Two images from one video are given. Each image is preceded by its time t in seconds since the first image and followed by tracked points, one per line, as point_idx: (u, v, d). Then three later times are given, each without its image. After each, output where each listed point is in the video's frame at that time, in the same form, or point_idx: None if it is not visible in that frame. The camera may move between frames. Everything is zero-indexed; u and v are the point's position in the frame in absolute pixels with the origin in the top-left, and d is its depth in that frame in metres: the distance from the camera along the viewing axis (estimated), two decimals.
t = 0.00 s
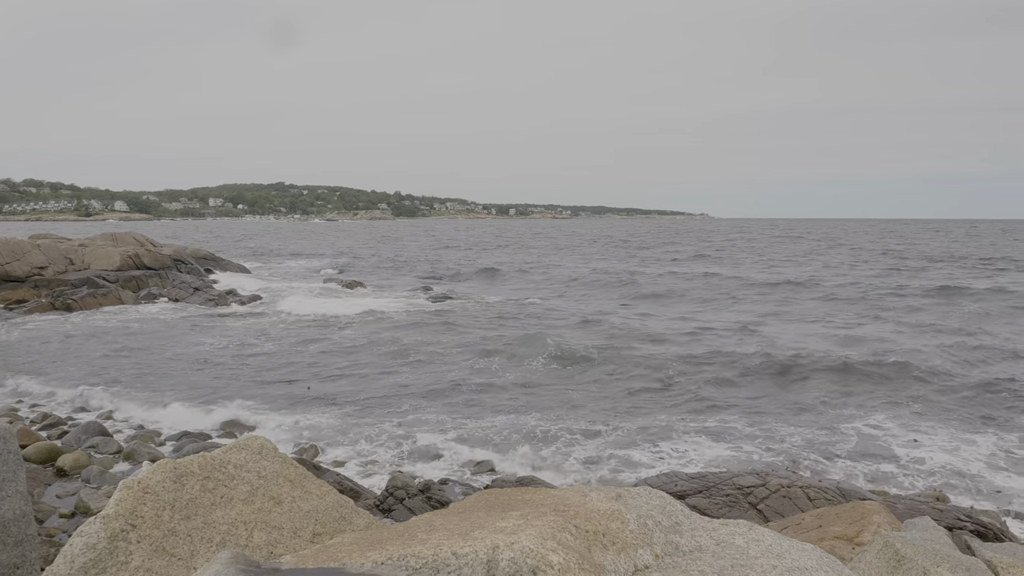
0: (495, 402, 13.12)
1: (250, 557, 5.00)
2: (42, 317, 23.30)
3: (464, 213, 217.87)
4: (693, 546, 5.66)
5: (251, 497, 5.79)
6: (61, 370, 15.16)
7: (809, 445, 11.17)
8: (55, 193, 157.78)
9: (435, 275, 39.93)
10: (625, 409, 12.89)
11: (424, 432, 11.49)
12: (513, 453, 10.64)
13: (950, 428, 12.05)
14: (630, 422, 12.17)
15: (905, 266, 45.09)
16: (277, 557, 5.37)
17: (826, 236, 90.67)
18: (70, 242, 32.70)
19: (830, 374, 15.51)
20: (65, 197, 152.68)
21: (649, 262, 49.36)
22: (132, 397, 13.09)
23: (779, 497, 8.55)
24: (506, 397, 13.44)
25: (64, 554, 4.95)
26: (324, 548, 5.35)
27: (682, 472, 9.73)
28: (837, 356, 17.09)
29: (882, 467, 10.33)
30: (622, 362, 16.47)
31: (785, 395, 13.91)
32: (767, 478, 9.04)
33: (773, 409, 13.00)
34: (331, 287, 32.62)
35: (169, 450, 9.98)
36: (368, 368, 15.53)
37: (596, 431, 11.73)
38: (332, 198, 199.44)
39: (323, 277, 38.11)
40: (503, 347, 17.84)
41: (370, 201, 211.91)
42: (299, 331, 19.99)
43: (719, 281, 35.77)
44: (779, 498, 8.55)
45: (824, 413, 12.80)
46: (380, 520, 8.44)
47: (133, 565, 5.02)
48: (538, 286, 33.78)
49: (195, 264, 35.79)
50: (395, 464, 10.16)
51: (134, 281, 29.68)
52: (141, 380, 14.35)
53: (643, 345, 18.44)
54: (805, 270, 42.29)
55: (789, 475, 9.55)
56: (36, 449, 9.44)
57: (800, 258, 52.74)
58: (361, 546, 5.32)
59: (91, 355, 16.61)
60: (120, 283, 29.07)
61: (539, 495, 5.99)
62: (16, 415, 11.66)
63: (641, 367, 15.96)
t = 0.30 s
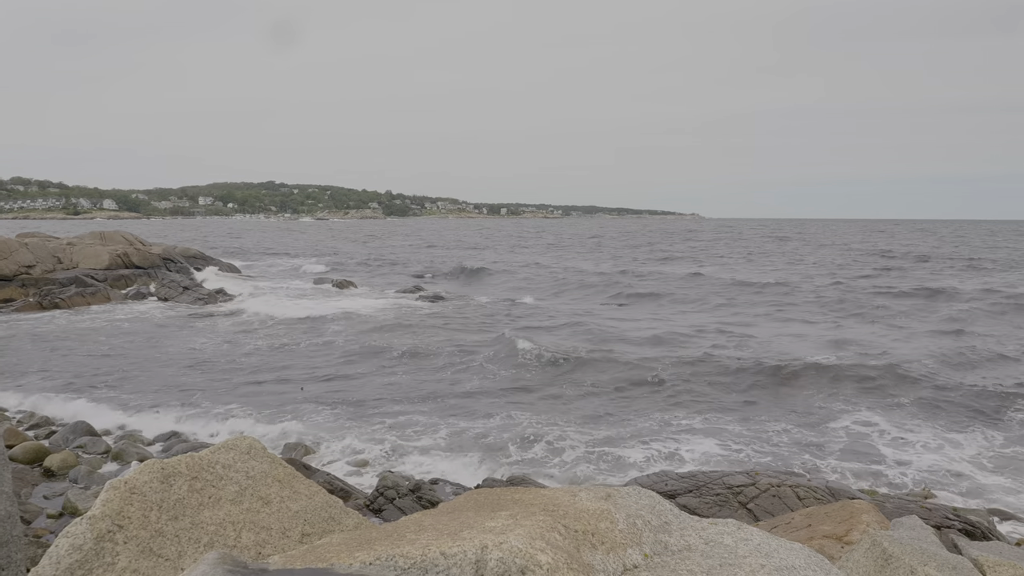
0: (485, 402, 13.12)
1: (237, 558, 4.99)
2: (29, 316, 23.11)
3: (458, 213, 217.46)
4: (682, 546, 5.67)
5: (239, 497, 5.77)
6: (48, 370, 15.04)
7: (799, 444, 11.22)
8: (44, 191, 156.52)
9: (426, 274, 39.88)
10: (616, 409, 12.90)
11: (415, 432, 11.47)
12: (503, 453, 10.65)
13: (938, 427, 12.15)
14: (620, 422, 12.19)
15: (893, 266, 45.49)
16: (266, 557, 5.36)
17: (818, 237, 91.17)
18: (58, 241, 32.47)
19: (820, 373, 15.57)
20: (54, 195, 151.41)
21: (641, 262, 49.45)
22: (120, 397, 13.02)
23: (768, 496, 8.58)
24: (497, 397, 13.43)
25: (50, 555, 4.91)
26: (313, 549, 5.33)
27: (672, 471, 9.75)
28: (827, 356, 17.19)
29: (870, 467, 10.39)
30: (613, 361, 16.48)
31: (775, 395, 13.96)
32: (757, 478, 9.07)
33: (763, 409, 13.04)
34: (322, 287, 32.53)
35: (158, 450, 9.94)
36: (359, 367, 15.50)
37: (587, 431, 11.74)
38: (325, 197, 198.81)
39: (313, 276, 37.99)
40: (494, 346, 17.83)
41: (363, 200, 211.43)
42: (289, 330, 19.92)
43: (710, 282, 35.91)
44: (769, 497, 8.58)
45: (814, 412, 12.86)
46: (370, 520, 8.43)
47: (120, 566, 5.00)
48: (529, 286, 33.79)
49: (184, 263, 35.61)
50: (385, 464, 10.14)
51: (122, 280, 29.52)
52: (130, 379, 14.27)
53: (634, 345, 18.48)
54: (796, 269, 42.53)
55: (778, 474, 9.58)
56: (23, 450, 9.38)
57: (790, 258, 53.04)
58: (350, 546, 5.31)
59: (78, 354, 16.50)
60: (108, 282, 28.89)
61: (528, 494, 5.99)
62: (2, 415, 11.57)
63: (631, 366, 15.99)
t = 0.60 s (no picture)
0: (476, 402, 13.12)
1: (223, 558, 4.96)
2: (14, 316, 22.93)
3: (451, 212, 217.35)
4: (669, 544, 5.69)
5: (226, 498, 5.74)
6: (33, 371, 14.93)
7: (787, 443, 11.28)
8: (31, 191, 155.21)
9: (417, 274, 39.83)
10: (605, 409, 12.93)
11: (404, 432, 11.47)
12: (492, 453, 10.66)
13: (925, 426, 12.26)
14: (610, 422, 12.22)
15: (882, 266, 45.84)
16: (252, 558, 5.33)
17: (809, 237, 91.53)
18: (44, 240, 32.26)
19: (809, 371, 15.66)
20: (41, 194, 150.09)
21: (632, 262, 49.53)
22: (107, 398, 12.95)
23: (756, 495, 8.62)
24: (486, 397, 13.44)
25: (33, 558, 4.87)
26: (299, 549, 5.32)
27: (661, 471, 9.77)
28: (815, 355, 17.31)
29: (858, 466, 10.45)
30: (603, 360, 16.51)
31: (765, 394, 14.03)
32: (745, 477, 9.11)
33: (753, 408, 13.11)
34: (313, 286, 32.41)
35: (144, 451, 9.88)
36: (348, 367, 15.47)
37: (576, 431, 11.75)
38: (317, 197, 198.13)
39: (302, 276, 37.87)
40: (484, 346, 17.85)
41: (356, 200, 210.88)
42: (279, 330, 19.86)
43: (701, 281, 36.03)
44: (757, 496, 8.61)
45: (803, 412, 12.92)
46: (359, 520, 8.42)
47: (105, 567, 4.97)
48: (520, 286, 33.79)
49: (172, 262, 35.45)
50: (374, 464, 10.13)
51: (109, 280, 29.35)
52: (117, 380, 14.19)
53: (625, 345, 18.51)
54: (785, 269, 42.77)
55: (767, 473, 9.62)
56: (8, 451, 9.32)
57: (779, 258, 53.34)
58: (337, 546, 5.29)
59: (64, 355, 16.39)
60: (95, 282, 28.73)
61: (516, 494, 6.00)
62: None
63: (622, 365, 16.02)
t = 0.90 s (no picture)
0: (467, 402, 13.12)
1: (210, 559, 4.95)
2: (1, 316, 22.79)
3: (445, 212, 217.00)
4: (658, 543, 5.70)
5: (214, 498, 5.73)
6: (20, 372, 14.85)
7: (777, 442, 11.33)
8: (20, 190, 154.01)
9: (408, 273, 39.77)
10: (596, 408, 12.96)
11: (395, 432, 11.46)
12: (485, 452, 10.68)
13: (914, 425, 12.34)
14: (600, 421, 12.24)
15: (873, 265, 46.07)
16: (240, 558, 5.31)
17: (800, 236, 91.87)
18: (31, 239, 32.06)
19: (799, 370, 15.74)
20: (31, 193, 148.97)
21: (623, 261, 49.60)
22: (96, 398, 12.90)
23: (746, 494, 8.65)
24: (478, 397, 13.44)
25: (19, 559, 4.84)
26: (287, 549, 5.30)
27: (651, 470, 9.80)
28: (805, 354, 17.39)
29: (847, 464, 10.51)
30: (594, 359, 16.54)
31: (755, 392, 14.08)
32: (734, 475, 9.15)
33: (744, 406, 13.16)
34: (303, 285, 32.23)
35: (134, 451, 9.84)
36: (339, 366, 15.44)
37: (567, 430, 11.78)
38: (310, 196, 197.51)
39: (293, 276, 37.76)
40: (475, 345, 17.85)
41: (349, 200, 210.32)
42: (270, 330, 19.80)
43: (692, 281, 36.11)
44: (747, 494, 8.64)
45: (793, 410, 12.98)
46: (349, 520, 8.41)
47: (91, 568, 4.94)
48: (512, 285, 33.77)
49: (162, 262, 35.29)
50: (364, 463, 10.12)
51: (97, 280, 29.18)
52: (106, 380, 14.13)
53: (617, 344, 18.52)
54: (777, 269, 42.91)
55: (756, 472, 9.66)
56: None
57: (771, 257, 53.51)
58: (325, 546, 5.28)
59: (52, 356, 16.30)
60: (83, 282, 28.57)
61: (505, 493, 6.01)
62: None
63: (614, 365, 16.05)
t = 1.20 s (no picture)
0: (463, 401, 13.10)
1: (205, 558, 4.94)
2: None
3: (442, 211, 216.61)
4: (654, 540, 5.70)
5: (208, 497, 5.71)
6: (14, 372, 14.82)
7: (773, 439, 11.35)
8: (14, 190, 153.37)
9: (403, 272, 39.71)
10: (591, 405, 12.95)
11: (391, 431, 11.45)
12: (481, 451, 10.67)
13: (910, 421, 12.37)
14: (596, 419, 12.25)
15: (869, 264, 46.05)
16: (235, 557, 5.30)
17: (796, 235, 91.95)
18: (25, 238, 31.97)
19: (795, 368, 15.77)
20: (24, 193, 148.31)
21: (619, 260, 49.62)
22: (91, 398, 12.88)
23: (742, 491, 8.66)
24: (474, 395, 13.45)
25: (12, 560, 4.83)
26: (282, 548, 5.30)
27: (647, 468, 9.81)
28: (801, 352, 17.44)
29: (843, 463, 10.53)
30: (589, 358, 16.57)
31: (751, 389, 14.11)
32: (730, 473, 9.17)
33: (740, 403, 13.17)
34: (296, 285, 32.07)
35: (129, 451, 9.81)
36: (335, 365, 15.42)
37: (563, 427, 11.79)
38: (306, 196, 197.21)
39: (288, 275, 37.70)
40: (471, 344, 17.86)
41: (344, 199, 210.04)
42: (265, 329, 19.78)
43: (687, 279, 36.14)
44: (742, 492, 8.66)
45: (788, 408, 13.01)
46: (345, 519, 8.41)
47: (86, 567, 4.94)
48: (508, 284, 33.72)
49: (156, 261, 35.23)
50: (360, 462, 10.13)
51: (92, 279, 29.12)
52: (102, 380, 14.11)
53: (613, 342, 18.51)
54: (773, 267, 42.90)
55: (752, 469, 9.67)
56: None
57: (767, 255, 53.51)
58: (320, 544, 5.28)
59: (46, 356, 16.25)
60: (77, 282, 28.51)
61: (501, 491, 6.01)
62: None
63: (610, 363, 16.04)
